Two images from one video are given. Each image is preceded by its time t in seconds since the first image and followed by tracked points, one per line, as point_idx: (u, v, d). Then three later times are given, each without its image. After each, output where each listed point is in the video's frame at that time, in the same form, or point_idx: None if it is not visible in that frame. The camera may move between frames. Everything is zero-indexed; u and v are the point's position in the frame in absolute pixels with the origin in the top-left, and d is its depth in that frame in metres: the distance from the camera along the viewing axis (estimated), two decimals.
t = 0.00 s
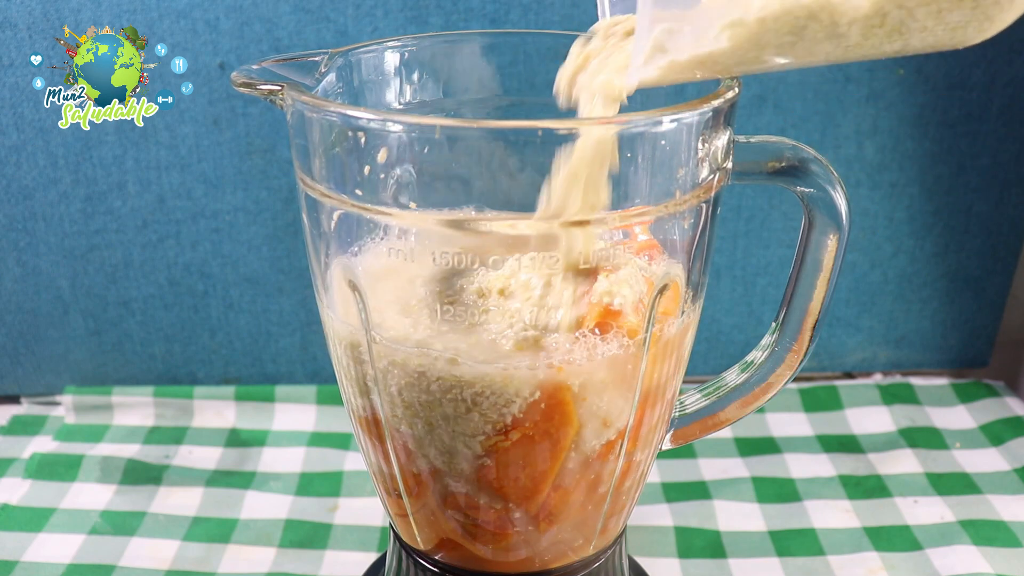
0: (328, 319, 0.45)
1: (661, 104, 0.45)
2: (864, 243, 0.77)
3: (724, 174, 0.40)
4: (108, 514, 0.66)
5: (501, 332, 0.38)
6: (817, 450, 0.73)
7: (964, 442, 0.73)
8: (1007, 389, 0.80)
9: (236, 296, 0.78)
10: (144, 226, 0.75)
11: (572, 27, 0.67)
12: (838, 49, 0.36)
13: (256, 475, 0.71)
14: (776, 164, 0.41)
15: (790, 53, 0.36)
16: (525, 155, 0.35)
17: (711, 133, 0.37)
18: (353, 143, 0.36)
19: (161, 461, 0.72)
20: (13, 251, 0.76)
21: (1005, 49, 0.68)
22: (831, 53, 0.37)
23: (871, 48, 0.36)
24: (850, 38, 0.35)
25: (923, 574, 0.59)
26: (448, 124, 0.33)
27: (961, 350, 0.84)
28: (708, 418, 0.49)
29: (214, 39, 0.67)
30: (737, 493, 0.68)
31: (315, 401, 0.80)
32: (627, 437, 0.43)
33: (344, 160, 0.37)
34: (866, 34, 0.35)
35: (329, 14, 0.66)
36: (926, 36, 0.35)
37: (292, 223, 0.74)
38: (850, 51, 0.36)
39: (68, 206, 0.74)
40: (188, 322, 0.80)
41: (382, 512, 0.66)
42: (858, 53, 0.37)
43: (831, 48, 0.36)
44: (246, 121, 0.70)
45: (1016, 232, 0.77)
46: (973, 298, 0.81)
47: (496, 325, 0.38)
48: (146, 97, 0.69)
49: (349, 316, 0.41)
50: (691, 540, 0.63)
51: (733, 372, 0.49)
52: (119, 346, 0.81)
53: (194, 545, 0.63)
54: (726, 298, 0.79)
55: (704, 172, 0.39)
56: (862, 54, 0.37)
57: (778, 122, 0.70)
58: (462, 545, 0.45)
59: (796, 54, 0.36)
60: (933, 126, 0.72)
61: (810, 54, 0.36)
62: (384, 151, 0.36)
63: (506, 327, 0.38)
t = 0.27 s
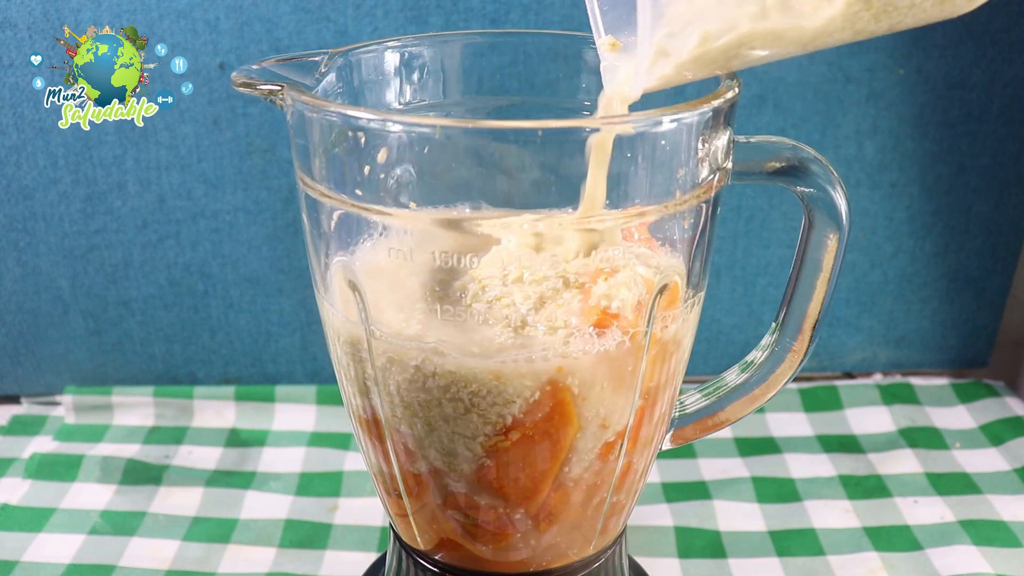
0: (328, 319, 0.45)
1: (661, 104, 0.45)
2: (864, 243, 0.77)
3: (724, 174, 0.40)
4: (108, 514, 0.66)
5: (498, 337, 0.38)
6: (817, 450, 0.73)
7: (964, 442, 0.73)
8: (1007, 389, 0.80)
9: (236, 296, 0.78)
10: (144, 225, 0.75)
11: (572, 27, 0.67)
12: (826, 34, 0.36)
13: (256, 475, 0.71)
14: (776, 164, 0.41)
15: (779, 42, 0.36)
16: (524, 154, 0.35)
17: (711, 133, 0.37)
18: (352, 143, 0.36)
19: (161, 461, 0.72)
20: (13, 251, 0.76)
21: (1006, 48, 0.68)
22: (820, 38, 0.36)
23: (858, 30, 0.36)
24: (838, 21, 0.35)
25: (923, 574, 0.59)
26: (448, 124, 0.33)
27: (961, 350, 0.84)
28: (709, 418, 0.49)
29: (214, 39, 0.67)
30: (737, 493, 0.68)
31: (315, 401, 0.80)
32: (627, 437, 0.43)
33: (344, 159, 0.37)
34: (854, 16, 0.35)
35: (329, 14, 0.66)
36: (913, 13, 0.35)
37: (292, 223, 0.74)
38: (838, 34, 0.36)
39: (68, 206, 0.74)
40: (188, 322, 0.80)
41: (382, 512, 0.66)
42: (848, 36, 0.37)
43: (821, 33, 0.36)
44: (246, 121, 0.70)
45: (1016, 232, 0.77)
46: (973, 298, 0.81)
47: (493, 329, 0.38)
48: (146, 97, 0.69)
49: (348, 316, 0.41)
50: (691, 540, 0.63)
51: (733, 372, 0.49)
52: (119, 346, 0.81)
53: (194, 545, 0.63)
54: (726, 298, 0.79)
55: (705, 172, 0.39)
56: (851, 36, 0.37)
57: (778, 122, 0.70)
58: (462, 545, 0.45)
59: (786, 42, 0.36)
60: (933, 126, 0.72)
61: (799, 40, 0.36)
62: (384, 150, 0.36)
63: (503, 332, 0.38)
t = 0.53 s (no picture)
0: (328, 319, 0.45)
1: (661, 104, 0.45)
2: (864, 243, 0.77)
3: (724, 174, 0.40)
4: (108, 514, 0.66)
5: (498, 340, 0.38)
6: (817, 450, 0.73)
7: (964, 442, 0.73)
8: (1007, 389, 0.80)
9: (236, 296, 0.78)
10: (144, 225, 0.75)
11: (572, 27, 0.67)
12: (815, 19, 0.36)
13: (256, 475, 0.71)
14: (775, 164, 0.41)
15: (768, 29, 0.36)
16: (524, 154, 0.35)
17: (711, 133, 0.37)
18: (352, 143, 0.36)
19: (161, 461, 0.72)
20: (13, 251, 0.76)
21: (1006, 48, 0.68)
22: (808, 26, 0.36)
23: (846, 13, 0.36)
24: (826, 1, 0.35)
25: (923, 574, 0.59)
26: (448, 125, 0.33)
27: (961, 350, 0.84)
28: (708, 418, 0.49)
29: (214, 39, 0.67)
30: (737, 493, 0.68)
31: (315, 401, 0.80)
32: (627, 437, 0.43)
33: (344, 159, 0.37)
34: None
35: (329, 14, 0.66)
36: None
37: (292, 223, 0.74)
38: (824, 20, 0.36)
39: (68, 206, 0.74)
40: (188, 322, 0.80)
41: (382, 512, 0.66)
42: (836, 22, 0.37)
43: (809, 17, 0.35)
44: (246, 121, 0.70)
45: (1017, 232, 0.77)
46: (973, 299, 0.81)
47: (493, 329, 0.38)
48: (146, 97, 0.69)
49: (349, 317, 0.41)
50: (691, 540, 0.63)
51: (733, 372, 0.49)
52: (119, 346, 0.81)
53: (194, 545, 0.63)
54: (726, 298, 0.79)
55: (705, 172, 0.39)
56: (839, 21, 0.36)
57: (778, 122, 0.70)
58: (462, 545, 0.45)
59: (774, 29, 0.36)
60: (933, 126, 0.72)
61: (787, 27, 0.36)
62: (384, 150, 0.36)
63: (502, 337, 0.38)
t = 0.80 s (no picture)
0: (328, 319, 0.45)
1: (661, 104, 0.45)
2: (864, 243, 0.77)
3: (724, 175, 0.40)
4: (108, 514, 0.66)
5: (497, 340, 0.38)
6: (816, 450, 0.73)
7: (964, 442, 0.73)
8: (1007, 389, 0.80)
9: (236, 296, 0.78)
10: (144, 225, 0.75)
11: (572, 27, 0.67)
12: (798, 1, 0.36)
13: (256, 475, 0.71)
14: (775, 164, 0.41)
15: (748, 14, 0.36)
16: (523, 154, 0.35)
17: (711, 133, 0.37)
18: (352, 143, 0.36)
19: (161, 461, 0.72)
20: (13, 251, 0.76)
21: (1006, 48, 0.68)
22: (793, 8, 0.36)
23: None
24: None
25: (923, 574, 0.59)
26: (448, 125, 0.33)
27: (961, 350, 0.84)
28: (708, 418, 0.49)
29: (214, 39, 0.67)
30: (737, 493, 0.68)
31: (315, 401, 0.80)
32: (627, 437, 0.43)
33: (344, 160, 0.37)
34: None
35: (329, 14, 0.66)
36: None
37: (292, 223, 0.74)
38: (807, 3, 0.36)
39: (68, 206, 0.74)
40: (188, 322, 0.80)
41: (382, 511, 0.66)
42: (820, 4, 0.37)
43: None
44: (246, 121, 0.70)
45: (1016, 232, 0.77)
46: (973, 299, 0.81)
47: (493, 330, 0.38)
48: (146, 97, 0.69)
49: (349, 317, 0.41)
50: (691, 540, 0.63)
51: (733, 372, 0.49)
52: (119, 346, 0.81)
53: (194, 545, 0.63)
54: (726, 298, 0.79)
55: (705, 172, 0.39)
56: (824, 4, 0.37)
57: (778, 122, 0.70)
58: (462, 545, 0.45)
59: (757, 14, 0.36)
60: (933, 126, 0.72)
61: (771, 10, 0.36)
62: (384, 151, 0.36)
63: (502, 337, 0.37)
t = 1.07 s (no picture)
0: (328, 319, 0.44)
1: (661, 104, 0.45)
2: (864, 243, 0.77)
3: (724, 174, 0.40)
4: (108, 513, 0.66)
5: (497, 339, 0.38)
6: (816, 450, 0.73)
7: (964, 441, 0.73)
8: (1007, 389, 0.80)
9: (236, 296, 0.78)
10: (144, 225, 0.75)
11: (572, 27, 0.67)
12: None
13: (256, 475, 0.71)
14: (776, 164, 0.41)
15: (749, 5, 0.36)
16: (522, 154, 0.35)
17: (711, 133, 0.37)
18: (353, 143, 0.36)
19: (161, 461, 0.72)
20: (13, 251, 0.76)
21: (1006, 48, 0.68)
22: None
23: None
24: None
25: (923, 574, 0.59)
26: (448, 125, 0.33)
27: (961, 350, 0.84)
28: (708, 419, 0.49)
29: (214, 39, 0.67)
30: (737, 493, 0.68)
31: (315, 401, 0.80)
32: (627, 437, 0.43)
33: (344, 160, 0.37)
34: None
35: (328, 14, 0.66)
36: None
37: (292, 223, 0.74)
38: None
39: (68, 206, 0.74)
40: (188, 322, 0.80)
41: (382, 511, 0.66)
42: None
43: None
44: (246, 121, 0.70)
45: (1016, 233, 0.77)
46: (973, 299, 0.81)
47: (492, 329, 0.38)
48: (146, 97, 0.69)
49: (349, 317, 0.41)
50: (691, 540, 0.63)
51: (733, 372, 0.49)
52: (119, 346, 0.81)
53: (194, 545, 0.63)
54: (726, 298, 0.79)
55: (705, 172, 0.39)
56: None
57: (777, 122, 0.70)
58: (462, 545, 0.45)
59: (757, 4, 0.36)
60: (933, 126, 0.72)
61: None
62: (385, 151, 0.36)
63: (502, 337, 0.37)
